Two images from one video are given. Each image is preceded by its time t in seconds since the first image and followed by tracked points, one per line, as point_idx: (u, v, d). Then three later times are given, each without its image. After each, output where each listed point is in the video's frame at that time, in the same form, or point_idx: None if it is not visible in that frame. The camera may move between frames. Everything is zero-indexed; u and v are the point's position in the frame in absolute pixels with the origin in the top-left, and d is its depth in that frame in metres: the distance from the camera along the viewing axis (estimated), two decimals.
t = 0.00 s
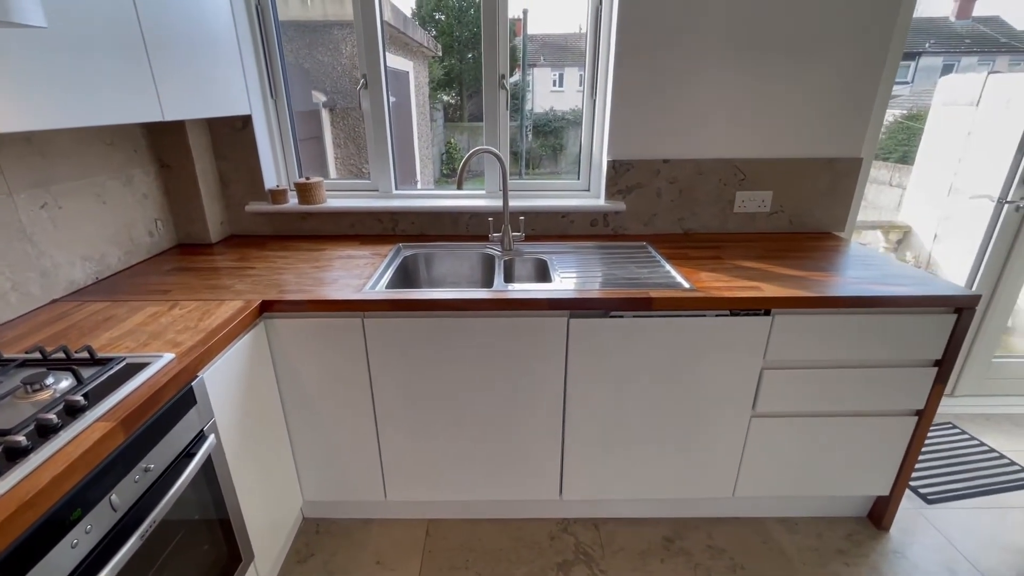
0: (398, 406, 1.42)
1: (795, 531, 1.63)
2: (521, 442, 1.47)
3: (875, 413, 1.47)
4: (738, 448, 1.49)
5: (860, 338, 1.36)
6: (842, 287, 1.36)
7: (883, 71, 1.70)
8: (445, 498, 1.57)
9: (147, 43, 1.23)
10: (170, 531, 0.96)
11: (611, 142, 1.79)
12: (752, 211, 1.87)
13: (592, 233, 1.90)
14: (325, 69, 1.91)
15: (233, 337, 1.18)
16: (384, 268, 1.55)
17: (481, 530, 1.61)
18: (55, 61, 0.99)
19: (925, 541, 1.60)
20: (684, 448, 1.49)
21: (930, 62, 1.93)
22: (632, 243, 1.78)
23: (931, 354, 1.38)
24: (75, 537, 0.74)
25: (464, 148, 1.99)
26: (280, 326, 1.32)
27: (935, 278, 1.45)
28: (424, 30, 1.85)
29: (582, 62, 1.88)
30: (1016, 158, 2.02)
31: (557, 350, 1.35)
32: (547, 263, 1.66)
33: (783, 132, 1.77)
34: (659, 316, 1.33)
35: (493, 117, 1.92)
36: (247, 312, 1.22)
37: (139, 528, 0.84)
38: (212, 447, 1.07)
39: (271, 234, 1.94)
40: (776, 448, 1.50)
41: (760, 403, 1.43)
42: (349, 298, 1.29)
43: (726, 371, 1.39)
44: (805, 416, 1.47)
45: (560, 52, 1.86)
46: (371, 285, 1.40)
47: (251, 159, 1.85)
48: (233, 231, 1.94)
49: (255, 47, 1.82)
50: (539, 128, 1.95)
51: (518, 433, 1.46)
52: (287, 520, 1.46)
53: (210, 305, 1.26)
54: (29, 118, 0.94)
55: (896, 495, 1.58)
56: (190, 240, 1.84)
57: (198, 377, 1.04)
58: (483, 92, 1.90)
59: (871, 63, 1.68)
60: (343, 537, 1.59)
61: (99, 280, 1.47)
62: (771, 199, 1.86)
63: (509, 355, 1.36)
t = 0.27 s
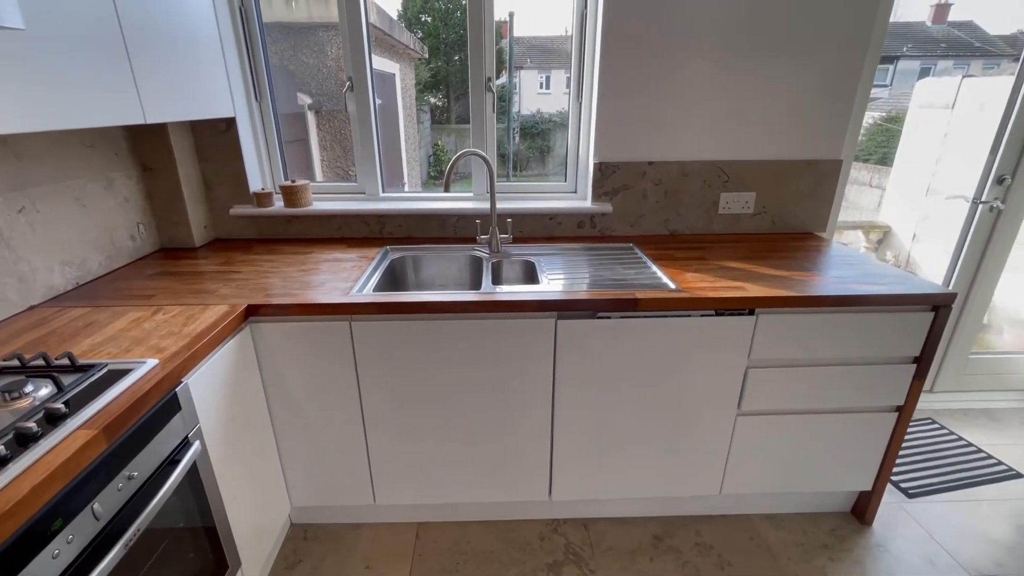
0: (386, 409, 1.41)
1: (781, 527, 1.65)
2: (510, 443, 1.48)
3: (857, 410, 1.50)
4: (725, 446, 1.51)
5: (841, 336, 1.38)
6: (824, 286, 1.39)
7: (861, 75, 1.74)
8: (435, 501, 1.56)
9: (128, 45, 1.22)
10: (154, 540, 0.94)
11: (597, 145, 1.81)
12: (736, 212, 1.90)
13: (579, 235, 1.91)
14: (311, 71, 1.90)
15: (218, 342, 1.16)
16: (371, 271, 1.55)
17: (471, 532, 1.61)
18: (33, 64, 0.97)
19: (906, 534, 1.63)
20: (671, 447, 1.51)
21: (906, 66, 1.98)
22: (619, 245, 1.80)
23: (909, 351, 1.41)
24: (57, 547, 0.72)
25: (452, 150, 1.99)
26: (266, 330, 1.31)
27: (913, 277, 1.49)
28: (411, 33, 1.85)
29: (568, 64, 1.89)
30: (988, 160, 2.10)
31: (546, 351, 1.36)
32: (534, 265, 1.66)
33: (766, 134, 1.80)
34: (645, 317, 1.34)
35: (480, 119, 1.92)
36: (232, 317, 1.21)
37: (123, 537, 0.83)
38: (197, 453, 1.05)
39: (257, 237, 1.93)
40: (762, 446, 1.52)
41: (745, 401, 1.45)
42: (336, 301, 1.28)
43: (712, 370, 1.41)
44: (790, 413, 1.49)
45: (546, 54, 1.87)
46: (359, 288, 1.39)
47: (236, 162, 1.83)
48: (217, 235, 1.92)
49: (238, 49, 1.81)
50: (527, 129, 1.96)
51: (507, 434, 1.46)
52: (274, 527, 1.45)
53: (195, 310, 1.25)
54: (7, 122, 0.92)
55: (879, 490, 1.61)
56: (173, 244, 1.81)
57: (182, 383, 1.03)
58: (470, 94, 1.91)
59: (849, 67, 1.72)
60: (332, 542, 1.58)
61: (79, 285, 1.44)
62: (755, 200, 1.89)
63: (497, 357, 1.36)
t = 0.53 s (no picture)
0: (371, 413, 1.40)
1: (763, 521, 1.68)
2: (496, 445, 1.48)
3: (834, 404, 1.54)
4: (708, 442, 1.54)
5: (818, 333, 1.42)
6: (801, 285, 1.42)
7: (834, 77, 1.79)
8: (421, 504, 1.56)
9: (100, 45, 1.19)
10: (133, 551, 0.92)
11: (579, 146, 1.82)
12: (716, 212, 1.93)
13: (562, 236, 1.92)
14: (290, 72, 1.88)
15: (198, 348, 1.14)
16: (354, 274, 1.53)
17: (457, 534, 1.61)
18: None
19: (883, 525, 1.67)
20: (655, 445, 1.53)
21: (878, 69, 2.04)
22: (602, 245, 1.82)
23: (884, 346, 1.45)
24: (31, 560, 0.70)
25: (435, 151, 1.99)
26: (247, 335, 1.29)
27: (886, 274, 1.53)
28: (392, 33, 1.84)
29: (550, 65, 1.90)
30: (956, 159, 2.16)
31: (530, 351, 1.37)
32: (518, 266, 1.67)
33: (744, 135, 1.84)
34: (628, 317, 1.36)
35: (462, 121, 1.92)
36: (212, 321, 1.19)
37: (100, 548, 0.81)
38: (177, 461, 1.03)
39: (236, 240, 1.90)
40: (743, 442, 1.55)
41: (727, 399, 1.47)
42: (318, 305, 1.27)
43: (694, 368, 1.43)
44: (770, 409, 1.52)
45: (528, 55, 1.88)
46: (341, 291, 1.38)
47: (214, 163, 1.80)
48: (196, 238, 1.89)
49: (215, 49, 1.78)
50: (510, 130, 1.97)
51: (493, 435, 1.46)
52: (257, 534, 1.43)
53: (173, 315, 1.22)
54: None
55: (856, 482, 1.65)
56: (150, 248, 1.77)
57: (161, 390, 1.01)
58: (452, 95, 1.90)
59: (823, 69, 1.76)
60: (317, 548, 1.56)
61: (51, 291, 1.40)
62: (734, 200, 1.92)
63: (482, 358, 1.36)
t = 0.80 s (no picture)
0: (349, 419, 1.38)
1: (742, 515, 1.71)
2: (477, 447, 1.47)
3: (808, 399, 1.58)
4: (687, 439, 1.56)
5: (791, 330, 1.45)
6: (774, 282, 1.45)
7: (803, 79, 1.83)
8: (403, 510, 1.54)
9: (58, 43, 1.15)
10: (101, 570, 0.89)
11: (556, 147, 1.82)
12: (691, 211, 1.96)
13: (541, 237, 1.93)
14: (263, 72, 1.83)
15: (168, 357, 1.11)
16: (330, 278, 1.51)
17: (440, 539, 1.60)
18: None
19: (856, 515, 1.72)
20: (636, 443, 1.54)
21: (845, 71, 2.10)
22: (580, 246, 1.83)
23: (854, 341, 1.50)
24: None
25: (413, 151, 1.97)
26: (219, 342, 1.26)
27: (854, 271, 1.57)
28: (367, 33, 1.81)
29: (526, 66, 1.90)
30: (918, 161, 2.25)
31: (510, 353, 1.36)
32: (497, 268, 1.67)
33: (718, 136, 1.87)
34: (607, 317, 1.37)
35: (439, 121, 1.91)
36: (183, 329, 1.16)
37: (65, 568, 0.78)
38: (147, 475, 1.00)
39: (208, 245, 1.85)
40: (721, 438, 1.57)
41: (705, 396, 1.50)
42: (293, 310, 1.25)
43: (672, 366, 1.44)
44: (746, 405, 1.55)
45: (504, 56, 1.88)
46: (317, 296, 1.35)
47: (183, 165, 1.75)
48: (165, 243, 1.83)
49: (182, 48, 1.73)
50: (488, 131, 1.96)
51: (474, 438, 1.46)
52: (233, 546, 1.39)
53: (141, 323, 1.19)
54: None
55: (830, 474, 1.69)
56: (116, 254, 1.71)
57: (129, 402, 0.98)
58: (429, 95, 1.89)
59: (793, 71, 1.80)
60: (297, 558, 1.53)
61: (10, 300, 1.34)
62: (709, 200, 1.95)
63: (462, 361, 1.35)
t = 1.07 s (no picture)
0: (322, 429, 1.34)
1: (719, 510, 1.74)
2: (455, 454, 1.45)
3: (781, 394, 1.60)
4: (664, 438, 1.57)
5: (763, 327, 1.47)
6: (746, 281, 1.47)
7: (770, 80, 1.87)
8: (379, 520, 1.50)
9: None
10: None
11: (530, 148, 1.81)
12: (665, 211, 1.97)
13: (516, 238, 1.91)
14: (225, 70, 1.77)
15: (124, 371, 1.05)
16: (300, 284, 1.46)
17: (418, 548, 1.57)
18: None
19: (828, 507, 1.76)
20: (614, 444, 1.54)
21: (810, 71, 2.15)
22: (556, 247, 1.82)
23: (823, 337, 1.53)
24: None
25: (385, 151, 1.92)
26: (181, 354, 1.20)
27: (823, 268, 1.61)
28: (336, 31, 1.76)
29: (498, 65, 1.88)
30: (880, 157, 2.32)
31: (487, 358, 1.35)
32: (472, 270, 1.64)
33: (689, 136, 1.88)
34: (583, 319, 1.36)
35: (411, 121, 1.87)
36: (140, 342, 1.10)
37: None
38: (102, 497, 0.95)
39: (169, 251, 1.77)
40: (698, 436, 1.59)
41: (681, 395, 1.51)
42: (260, 319, 1.20)
43: (648, 366, 1.45)
44: (721, 403, 1.57)
45: (477, 56, 1.86)
46: (285, 303, 1.31)
47: (141, 169, 1.67)
48: (122, 250, 1.75)
49: (137, 46, 1.65)
50: (461, 131, 1.93)
51: (451, 445, 1.43)
52: (201, 566, 1.33)
53: (95, 336, 1.12)
54: None
55: (803, 468, 1.73)
56: (69, 263, 1.62)
57: (80, 421, 0.92)
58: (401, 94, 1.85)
59: (761, 72, 1.83)
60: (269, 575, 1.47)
61: None
62: (681, 200, 1.97)
63: (437, 367, 1.33)
